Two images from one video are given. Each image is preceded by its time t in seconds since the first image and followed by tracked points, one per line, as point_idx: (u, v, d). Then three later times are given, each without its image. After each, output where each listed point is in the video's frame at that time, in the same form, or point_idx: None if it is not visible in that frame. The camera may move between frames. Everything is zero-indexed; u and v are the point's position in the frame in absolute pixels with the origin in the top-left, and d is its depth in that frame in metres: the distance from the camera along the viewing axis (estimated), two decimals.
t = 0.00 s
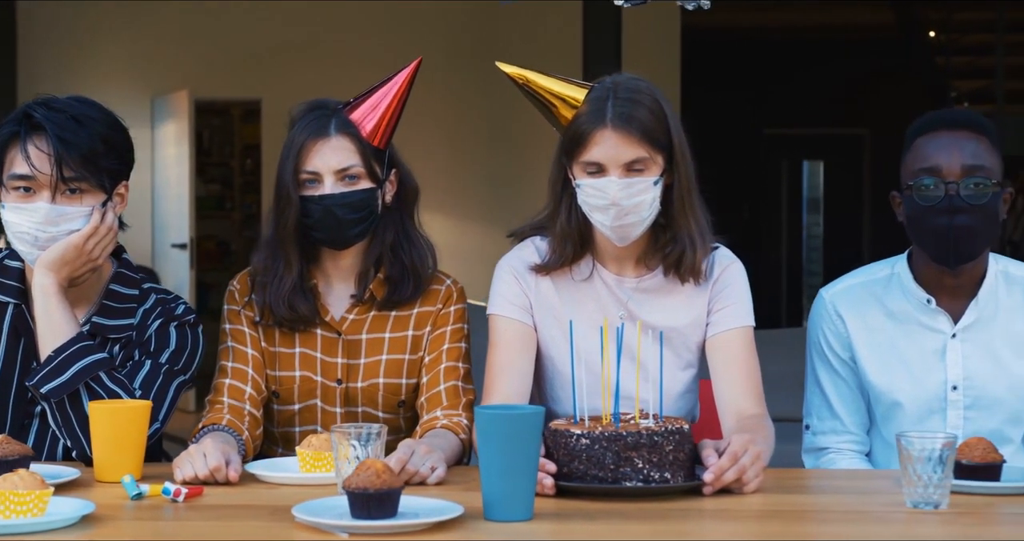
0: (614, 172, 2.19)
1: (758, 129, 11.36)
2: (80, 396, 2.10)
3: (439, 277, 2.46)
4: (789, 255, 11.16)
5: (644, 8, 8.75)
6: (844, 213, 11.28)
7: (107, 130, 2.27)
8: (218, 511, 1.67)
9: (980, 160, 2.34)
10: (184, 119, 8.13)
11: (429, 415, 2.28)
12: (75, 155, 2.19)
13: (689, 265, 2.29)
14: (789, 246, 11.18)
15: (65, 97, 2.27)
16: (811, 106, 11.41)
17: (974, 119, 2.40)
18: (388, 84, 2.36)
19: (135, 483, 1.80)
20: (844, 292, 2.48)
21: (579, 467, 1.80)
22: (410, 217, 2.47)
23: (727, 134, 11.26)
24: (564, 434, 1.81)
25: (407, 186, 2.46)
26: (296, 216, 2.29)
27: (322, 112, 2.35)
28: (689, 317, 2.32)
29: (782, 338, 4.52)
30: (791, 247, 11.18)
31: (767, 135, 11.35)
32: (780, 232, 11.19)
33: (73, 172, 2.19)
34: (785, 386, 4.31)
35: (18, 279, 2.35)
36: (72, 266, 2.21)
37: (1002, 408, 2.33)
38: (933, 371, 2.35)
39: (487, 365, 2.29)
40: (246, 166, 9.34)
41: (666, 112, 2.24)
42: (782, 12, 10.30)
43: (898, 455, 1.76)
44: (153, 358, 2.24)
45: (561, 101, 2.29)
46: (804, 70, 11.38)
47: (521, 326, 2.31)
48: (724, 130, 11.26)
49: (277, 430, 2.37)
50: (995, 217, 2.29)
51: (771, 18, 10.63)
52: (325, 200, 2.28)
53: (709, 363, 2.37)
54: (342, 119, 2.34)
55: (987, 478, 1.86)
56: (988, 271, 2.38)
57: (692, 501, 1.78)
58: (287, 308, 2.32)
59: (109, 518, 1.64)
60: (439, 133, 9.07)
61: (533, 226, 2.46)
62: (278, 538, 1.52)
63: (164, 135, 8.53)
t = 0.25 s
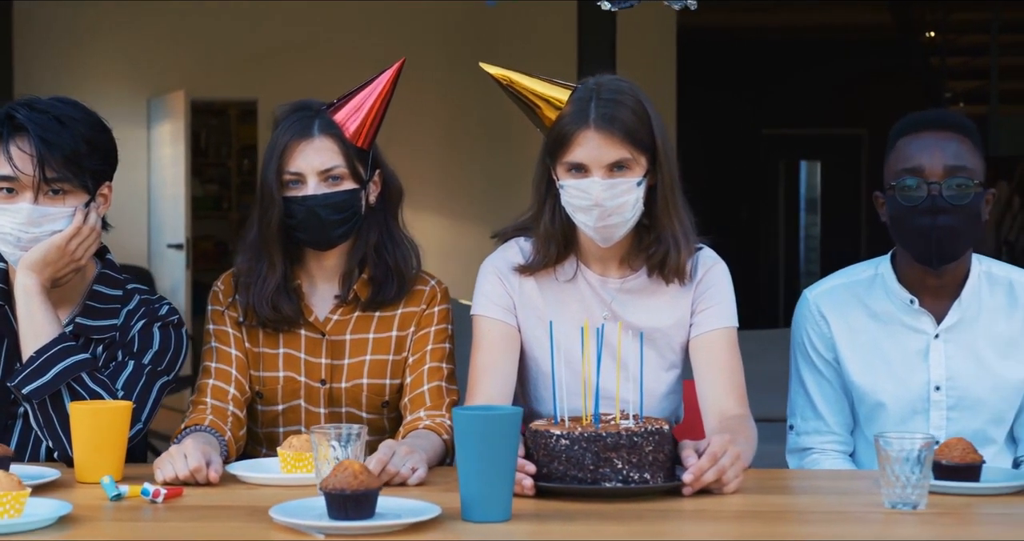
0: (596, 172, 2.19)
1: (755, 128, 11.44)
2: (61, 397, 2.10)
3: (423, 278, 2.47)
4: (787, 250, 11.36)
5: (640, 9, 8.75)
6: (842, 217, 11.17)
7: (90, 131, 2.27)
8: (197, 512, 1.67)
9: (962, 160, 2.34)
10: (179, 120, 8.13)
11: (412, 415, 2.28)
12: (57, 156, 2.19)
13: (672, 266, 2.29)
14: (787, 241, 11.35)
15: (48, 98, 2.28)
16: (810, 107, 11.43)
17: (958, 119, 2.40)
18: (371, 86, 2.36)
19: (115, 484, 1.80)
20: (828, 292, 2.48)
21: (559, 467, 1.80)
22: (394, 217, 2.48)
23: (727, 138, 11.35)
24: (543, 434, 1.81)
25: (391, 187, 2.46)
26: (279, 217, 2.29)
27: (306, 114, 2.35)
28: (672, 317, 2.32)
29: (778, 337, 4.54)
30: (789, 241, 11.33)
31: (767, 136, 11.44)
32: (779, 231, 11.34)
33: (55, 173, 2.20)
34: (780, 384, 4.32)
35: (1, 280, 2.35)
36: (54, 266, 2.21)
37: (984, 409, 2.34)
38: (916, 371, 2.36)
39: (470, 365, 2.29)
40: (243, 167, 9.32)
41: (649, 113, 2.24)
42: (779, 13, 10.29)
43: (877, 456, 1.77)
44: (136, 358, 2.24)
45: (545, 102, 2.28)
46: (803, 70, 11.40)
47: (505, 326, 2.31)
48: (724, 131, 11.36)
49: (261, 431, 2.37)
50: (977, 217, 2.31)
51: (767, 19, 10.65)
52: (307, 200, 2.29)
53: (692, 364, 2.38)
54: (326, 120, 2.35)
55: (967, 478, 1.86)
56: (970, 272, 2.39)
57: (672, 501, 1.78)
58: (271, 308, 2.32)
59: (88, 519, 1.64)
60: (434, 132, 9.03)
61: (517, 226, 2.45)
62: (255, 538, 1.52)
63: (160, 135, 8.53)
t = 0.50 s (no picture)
0: (581, 173, 2.19)
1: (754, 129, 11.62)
2: (45, 397, 2.10)
3: (410, 279, 2.47)
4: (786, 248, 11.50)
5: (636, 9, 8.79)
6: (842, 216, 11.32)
7: (75, 132, 2.27)
8: (177, 513, 1.67)
9: (947, 159, 2.35)
10: (177, 120, 8.16)
11: (397, 415, 2.28)
12: (42, 156, 2.20)
13: (658, 266, 2.29)
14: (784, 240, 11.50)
15: (33, 98, 2.27)
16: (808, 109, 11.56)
17: (943, 119, 2.40)
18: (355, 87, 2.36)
19: (97, 485, 1.80)
20: (814, 292, 2.49)
21: (541, 468, 1.80)
22: (380, 218, 2.48)
23: (725, 133, 11.60)
24: (526, 435, 1.81)
25: (377, 188, 2.46)
26: (265, 218, 2.30)
27: (292, 114, 2.36)
28: (658, 317, 2.32)
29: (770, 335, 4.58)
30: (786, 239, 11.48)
31: (765, 136, 11.60)
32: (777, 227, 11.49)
33: (40, 173, 2.21)
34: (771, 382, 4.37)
35: None
36: (39, 267, 2.21)
37: (969, 408, 2.34)
38: (901, 371, 2.37)
39: (456, 366, 2.29)
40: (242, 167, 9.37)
41: (635, 114, 2.24)
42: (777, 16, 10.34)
43: (858, 457, 1.77)
44: (122, 359, 2.24)
45: (530, 103, 2.28)
46: (802, 69, 11.48)
47: (490, 327, 2.32)
48: (723, 131, 11.60)
49: (247, 431, 2.37)
50: (961, 215, 2.31)
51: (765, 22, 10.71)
52: (293, 201, 2.29)
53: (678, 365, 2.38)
54: (311, 121, 2.35)
55: (949, 479, 1.87)
56: (955, 271, 2.40)
57: (653, 502, 1.79)
58: (256, 309, 2.32)
59: (69, 520, 1.64)
60: (430, 132, 9.03)
61: (503, 227, 2.45)
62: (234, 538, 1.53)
63: (157, 136, 8.54)
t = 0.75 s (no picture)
0: (564, 175, 2.19)
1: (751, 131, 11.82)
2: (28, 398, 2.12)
3: (394, 280, 2.47)
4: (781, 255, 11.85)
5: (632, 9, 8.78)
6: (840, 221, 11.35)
7: (57, 133, 2.27)
8: (157, 514, 1.67)
9: (932, 155, 2.37)
10: (172, 120, 8.11)
11: (381, 417, 2.28)
12: (24, 158, 2.21)
13: (642, 267, 2.30)
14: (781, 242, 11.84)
15: (16, 100, 2.27)
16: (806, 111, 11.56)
17: (926, 117, 2.42)
18: (341, 88, 2.36)
19: (77, 486, 1.80)
20: (798, 292, 2.49)
21: (520, 469, 1.80)
22: (365, 219, 2.48)
23: (725, 136, 11.85)
24: (506, 436, 1.81)
25: (362, 189, 2.47)
26: (249, 219, 2.30)
27: (276, 116, 2.36)
28: (641, 318, 2.32)
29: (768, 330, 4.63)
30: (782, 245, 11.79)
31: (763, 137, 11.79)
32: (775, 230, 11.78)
33: (23, 174, 2.22)
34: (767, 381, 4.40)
35: None
36: (22, 268, 2.21)
37: (951, 408, 2.35)
38: (884, 370, 2.38)
39: (439, 366, 2.30)
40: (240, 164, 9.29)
41: (618, 115, 2.24)
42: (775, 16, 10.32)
43: (836, 458, 1.77)
44: (104, 360, 2.24)
45: (514, 105, 2.28)
46: (800, 71, 11.54)
47: (474, 328, 2.32)
48: (722, 133, 11.82)
49: (232, 432, 2.38)
50: (944, 212, 2.31)
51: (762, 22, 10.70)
52: (276, 202, 2.29)
53: (662, 365, 2.38)
54: (295, 122, 2.35)
55: (929, 480, 1.87)
56: (938, 271, 2.40)
57: (632, 503, 1.79)
58: (240, 310, 2.32)
59: (48, 521, 1.64)
60: (427, 133, 9.01)
61: (487, 229, 2.45)
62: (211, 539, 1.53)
63: (153, 136, 8.53)
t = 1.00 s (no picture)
0: (550, 176, 2.19)
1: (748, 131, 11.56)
2: (12, 398, 2.12)
3: (381, 281, 2.47)
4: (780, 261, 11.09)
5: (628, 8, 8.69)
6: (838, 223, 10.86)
7: (44, 134, 2.27)
8: (140, 514, 1.67)
9: (918, 154, 2.36)
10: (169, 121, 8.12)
11: (366, 417, 2.28)
12: (11, 159, 2.21)
13: (627, 268, 2.30)
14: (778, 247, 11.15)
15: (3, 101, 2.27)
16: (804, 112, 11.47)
17: (912, 116, 2.41)
18: (326, 89, 2.36)
19: (60, 486, 1.80)
20: (784, 292, 2.50)
21: (503, 470, 1.81)
22: (352, 220, 2.48)
23: (723, 137, 11.45)
24: (489, 437, 1.81)
25: (349, 190, 2.47)
26: (235, 219, 2.31)
27: (263, 116, 2.36)
28: (626, 319, 2.32)
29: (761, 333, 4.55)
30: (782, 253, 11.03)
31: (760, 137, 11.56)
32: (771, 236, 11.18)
33: (10, 175, 2.22)
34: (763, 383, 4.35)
35: None
36: (8, 269, 2.21)
37: (936, 408, 2.35)
38: (869, 370, 2.38)
39: (425, 367, 2.30)
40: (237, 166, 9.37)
41: (603, 115, 2.24)
42: (774, 15, 10.22)
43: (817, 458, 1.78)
44: (91, 361, 2.24)
45: (499, 106, 2.29)
46: (801, 70, 11.43)
47: (460, 328, 2.32)
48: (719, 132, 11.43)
49: (218, 432, 2.38)
50: (931, 212, 2.31)
51: (760, 22, 10.63)
52: (262, 203, 2.30)
53: (648, 366, 2.38)
54: (281, 123, 2.35)
55: (912, 481, 1.88)
56: (924, 271, 2.40)
57: (615, 504, 1.79)
58: (227, 312, 2.33)
59: (30, 522, 1.64)
60: (425, 133, 9.02)
61: (473, 229, 2.46)
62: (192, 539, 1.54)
63: (150, 137, 8.52)
